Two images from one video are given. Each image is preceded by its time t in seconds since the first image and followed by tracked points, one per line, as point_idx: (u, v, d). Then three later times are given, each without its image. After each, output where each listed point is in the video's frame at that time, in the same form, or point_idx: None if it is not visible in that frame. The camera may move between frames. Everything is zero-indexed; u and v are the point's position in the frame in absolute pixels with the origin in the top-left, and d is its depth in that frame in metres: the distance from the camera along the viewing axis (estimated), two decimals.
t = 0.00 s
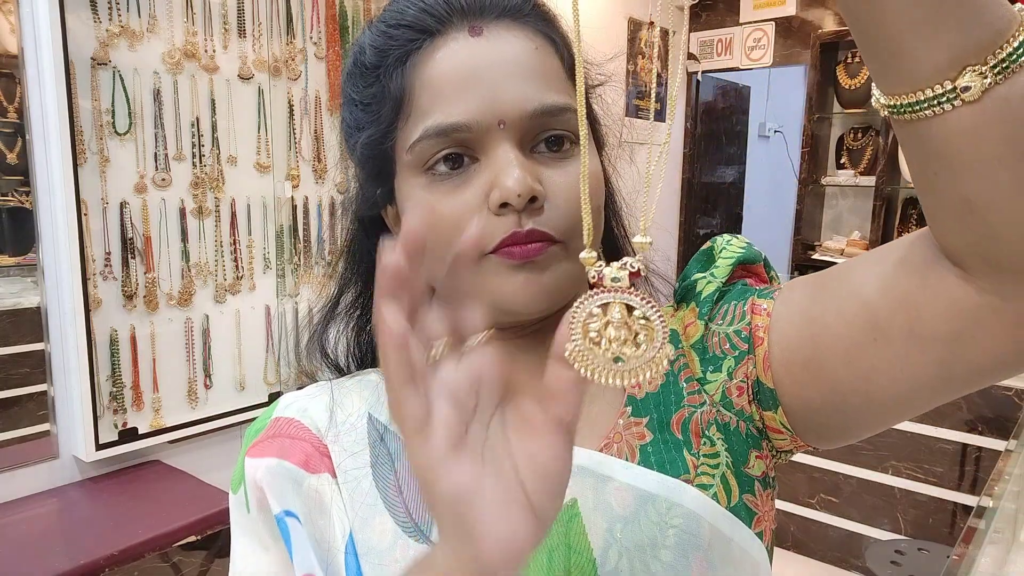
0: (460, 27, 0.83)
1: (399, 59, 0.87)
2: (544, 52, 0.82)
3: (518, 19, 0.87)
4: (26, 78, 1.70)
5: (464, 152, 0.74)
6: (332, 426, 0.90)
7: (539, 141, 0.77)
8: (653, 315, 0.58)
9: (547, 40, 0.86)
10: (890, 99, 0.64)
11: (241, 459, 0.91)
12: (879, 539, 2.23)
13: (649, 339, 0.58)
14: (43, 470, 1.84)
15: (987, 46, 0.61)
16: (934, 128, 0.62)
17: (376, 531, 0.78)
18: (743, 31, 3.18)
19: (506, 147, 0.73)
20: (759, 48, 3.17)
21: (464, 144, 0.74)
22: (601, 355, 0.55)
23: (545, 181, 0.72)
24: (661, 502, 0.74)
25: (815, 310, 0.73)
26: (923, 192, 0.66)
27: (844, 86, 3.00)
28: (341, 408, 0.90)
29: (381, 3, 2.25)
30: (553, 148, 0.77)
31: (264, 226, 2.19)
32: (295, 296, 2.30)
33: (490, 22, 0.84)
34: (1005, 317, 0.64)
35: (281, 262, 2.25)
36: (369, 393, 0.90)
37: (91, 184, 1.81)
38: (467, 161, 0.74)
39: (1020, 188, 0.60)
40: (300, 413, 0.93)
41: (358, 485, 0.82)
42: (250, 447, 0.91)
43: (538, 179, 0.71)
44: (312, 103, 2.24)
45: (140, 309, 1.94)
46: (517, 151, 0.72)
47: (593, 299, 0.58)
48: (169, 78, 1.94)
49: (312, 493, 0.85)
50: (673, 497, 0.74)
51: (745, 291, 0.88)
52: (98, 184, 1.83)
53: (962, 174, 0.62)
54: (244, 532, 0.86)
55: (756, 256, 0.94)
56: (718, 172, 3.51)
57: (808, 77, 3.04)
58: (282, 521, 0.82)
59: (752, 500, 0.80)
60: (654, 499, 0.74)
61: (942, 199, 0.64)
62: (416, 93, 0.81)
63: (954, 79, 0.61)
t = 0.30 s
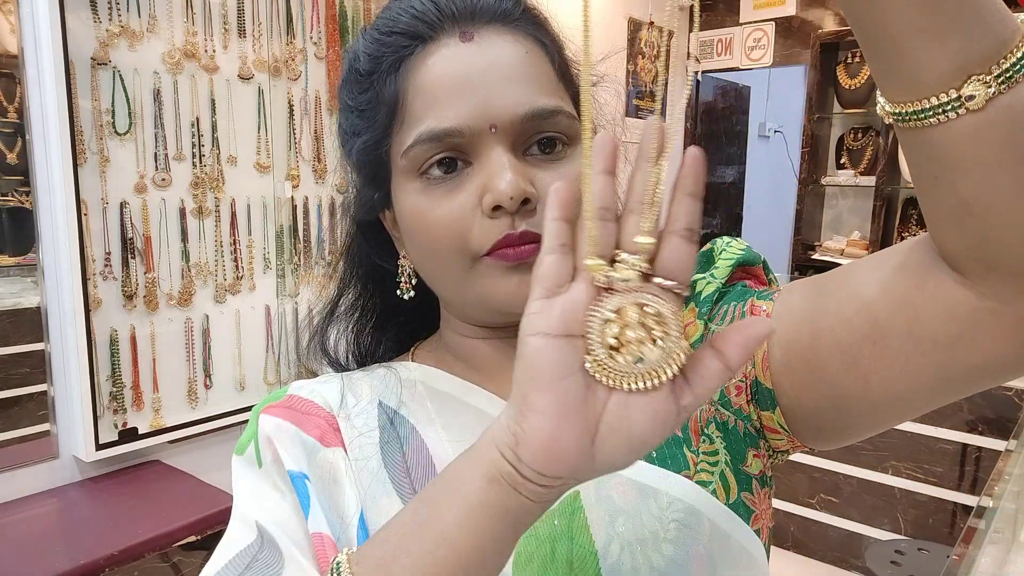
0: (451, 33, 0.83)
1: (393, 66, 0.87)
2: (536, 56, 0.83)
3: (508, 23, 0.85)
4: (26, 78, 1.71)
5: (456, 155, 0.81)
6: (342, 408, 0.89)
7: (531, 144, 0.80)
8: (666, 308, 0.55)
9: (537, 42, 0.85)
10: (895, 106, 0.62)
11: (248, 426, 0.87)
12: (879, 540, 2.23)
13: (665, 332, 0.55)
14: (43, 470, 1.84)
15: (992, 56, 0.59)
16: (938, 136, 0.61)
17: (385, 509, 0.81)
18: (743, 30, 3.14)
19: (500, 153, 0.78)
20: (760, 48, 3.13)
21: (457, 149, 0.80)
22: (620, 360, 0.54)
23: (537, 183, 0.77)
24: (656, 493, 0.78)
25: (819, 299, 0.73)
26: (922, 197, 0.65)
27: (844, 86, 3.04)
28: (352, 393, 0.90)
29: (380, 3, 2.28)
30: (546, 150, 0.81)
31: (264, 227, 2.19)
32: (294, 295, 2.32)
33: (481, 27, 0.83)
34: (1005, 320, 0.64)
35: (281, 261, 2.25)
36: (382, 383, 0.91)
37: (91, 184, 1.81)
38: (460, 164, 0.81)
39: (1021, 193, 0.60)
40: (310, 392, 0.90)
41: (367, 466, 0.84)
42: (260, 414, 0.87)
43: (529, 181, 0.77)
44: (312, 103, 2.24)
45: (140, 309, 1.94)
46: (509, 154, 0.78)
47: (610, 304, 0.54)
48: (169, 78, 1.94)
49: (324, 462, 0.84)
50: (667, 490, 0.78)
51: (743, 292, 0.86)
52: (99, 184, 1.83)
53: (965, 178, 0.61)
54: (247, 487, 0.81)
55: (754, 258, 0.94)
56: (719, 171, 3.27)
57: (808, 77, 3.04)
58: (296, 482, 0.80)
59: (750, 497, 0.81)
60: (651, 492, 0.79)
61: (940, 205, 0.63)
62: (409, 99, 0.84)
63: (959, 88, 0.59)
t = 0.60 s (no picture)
0: (448, 38, 0.83)
1: (392, 72, 0.86)
2: (532, 59, 0.83)
3: (504, 27, 0.85)
4: (26, 78, 1.71)
5: (456, 157, 0.81)
6: (347, 404, 0.88)
7: (528, 144, 0.81)
8: (729, 319, 0.56)
9: (533, 45, 0.85)
10: (902, 109, 0.63)
11: (254, 422, 0.86)
12: (879, 540, 2.23)
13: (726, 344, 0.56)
14: (43, 470, 1.84)
15: (995, 63, 0.59)
16: (942, 141, 0.61)
17: (392, 505, 0.81)
18: (742, 31, 3.23)
19: (496, 153, 0.78)
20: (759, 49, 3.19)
21: (455, 151, 0.80)
22: (671, 369, 0.56)
23: (535, 183, 0.78)
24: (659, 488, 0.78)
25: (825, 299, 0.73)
26: (924, 199, 0.65)
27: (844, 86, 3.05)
28: (357, 389, 0.90)
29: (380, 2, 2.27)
30: (543, 152, 0.81)
31: (264, 227, 2.19)
32: (294, 295, 2.32)
33: (478, 32, 0.83)
34: (1005, 321, 0.63)
35: (281, 262, 2.25)
36: (387, 380, 0.91)
37: (91, 184, 1.81)
38: (459, 167, 0.81)
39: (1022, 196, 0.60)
40: (315, 389, 0.90)
41: (372, 462, 0.84)
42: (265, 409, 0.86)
43: (527, 181, 0.77)
44: (312, 103, 2.24)
45: (140, 309, 1.94)
46: (506, 155, 0.78)
47: (667, 308, 0.57)
48: (169, 78, 1.94)
49: (331, 457, 0.83)
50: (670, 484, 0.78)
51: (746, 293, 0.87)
52: (99, 184, 1.83)
53: (966, 182, 0.61)
54: (254, 483, 0.80)
55: (756, 261, 0.94)
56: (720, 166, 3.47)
57: (808, 77, 3.05)
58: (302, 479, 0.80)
59: (752, 495, 0.81)
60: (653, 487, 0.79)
61: (943, 207, 0.63)
62: (408, 103, 0.84)
63: (963, 94, 0.59)
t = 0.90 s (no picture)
0: (449, 41, 0.83)
1: (394, 74, 0.86)
2: (533, 61, 0.83)
3: (504, 29, 0.85)
4: (26, 78, 1.71)
5: (456, 158, 0.81)
6: (351, 399, 0.88)
7: (528, 145, 0.81)
8: (734, 321, 0.57)
9: (533, 47, 0.85)
10: (911, 117, 0.63)
11: (259, 417, 0.87)
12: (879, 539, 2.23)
13: (729, 347, 0.57)
14: (43, 470, 1.84)
15: (1005, 72, 0.60)
16: (949, 147, 0.62)
17: (394, 500, 0.81)
18: (743, 31, 3.25)
19: (495, 154, 0.78)
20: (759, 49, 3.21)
21: (456, 152, 0.80)
22: (674, 371, 0.57)
23: (535, 183, 0.78)
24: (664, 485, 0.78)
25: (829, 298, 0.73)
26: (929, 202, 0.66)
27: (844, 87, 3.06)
28: (361, 384, 0.90)
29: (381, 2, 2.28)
30: (543, 152, 0.81)
31: (264, 227, 2.19)
32: (294, 295, 2.32)
33: (478, 34, 0.83)
34: (1009, 326, 0.64)
35: (281, 262, 2.25)
36: (390, 376, 0.91)
37: (91, 184, 1.81)
38: (460, 167, 0.81)
39: None
40: (319, 384, 0.90)
41: (375, 456, 0.83)
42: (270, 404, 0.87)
43: (527, 182, 0.77)
44: (312, 103, 2.24)
45: (140, 309, 1.94)
46: (505, 155, 0.78)
47: (670, 311, 0.57)
48: (169, 78, 1.94)
49: (334, 452, 0.83)
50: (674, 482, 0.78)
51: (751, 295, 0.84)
52: (99, 184, 1.83)
53: (974, 189, 0.62)
54: (258, 478, 0.81)
55: (761, 264, 0.94)
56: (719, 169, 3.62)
57: (809, 77, 3.06)
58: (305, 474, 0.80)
59: (753, 493, 0.81)
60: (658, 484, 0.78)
61: (950, 212, 0.64)
62: (409, 105, 0.84)
63: (972, 102, 0.60)
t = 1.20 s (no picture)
0: (454, 41, 0.83)
1: (399, 74, 0.87)
2: (536, 62, 0.83)
3: (509, 29, 0.85)
4: (26, 78, 1.71)
5: (459, 158, 0.81)
6: (354, 399, 0.88)
7: (530, 146, 0.80)
8: (731, 327, 0.59)
9: (537, 48, 0.85)
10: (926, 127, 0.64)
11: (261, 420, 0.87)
12: (879, 539, 2.22)
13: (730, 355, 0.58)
14: (43, 470, 1.84)
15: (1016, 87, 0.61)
16: (959, 159, 0.63)
17: (397, 500, 0.81)
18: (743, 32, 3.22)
19: (498, 154, 0.78)
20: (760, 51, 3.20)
21: (458, 152, 0.80)
22: (678, 384, 0.57)
23: (536, 183, 0.77)
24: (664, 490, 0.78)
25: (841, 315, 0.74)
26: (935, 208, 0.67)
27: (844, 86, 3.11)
28: (363, 384, 0.90)
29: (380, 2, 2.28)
30: (545, 154, 0.81)
31: (264, 227, 2.19)
32: (294, 295, 2.32)
33: (483, 35, 0.83)
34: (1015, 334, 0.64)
35: (281, 262, 2.25)
36: (392, 376, 0.91)
37: (92, 184, 1.81)
38: (463, 168, 0.81)
39: None
40: (323, 385, 0.90)
41: (378, 457, 0.83)
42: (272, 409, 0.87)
43: (529, 182, 0.77)
44: (312, 103, 2.24)
45: (140, 309, 1.94)
46: (508, 155, 0.78)
47: (674, 322, 0.57)
48: (169, 78, 1.94)
49: (337, 452, 0.83)
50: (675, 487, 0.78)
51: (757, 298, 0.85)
52: (98, 184, 1.82)
53: (979, 194, 0.63)
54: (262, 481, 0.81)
55: (764, 268, 0.94)
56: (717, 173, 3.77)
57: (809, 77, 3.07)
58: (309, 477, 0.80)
59: (756, 497, 0.82)
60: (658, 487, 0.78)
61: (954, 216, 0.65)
62: (413, 105, 0.84)
63: (982, 116, 0.61)
